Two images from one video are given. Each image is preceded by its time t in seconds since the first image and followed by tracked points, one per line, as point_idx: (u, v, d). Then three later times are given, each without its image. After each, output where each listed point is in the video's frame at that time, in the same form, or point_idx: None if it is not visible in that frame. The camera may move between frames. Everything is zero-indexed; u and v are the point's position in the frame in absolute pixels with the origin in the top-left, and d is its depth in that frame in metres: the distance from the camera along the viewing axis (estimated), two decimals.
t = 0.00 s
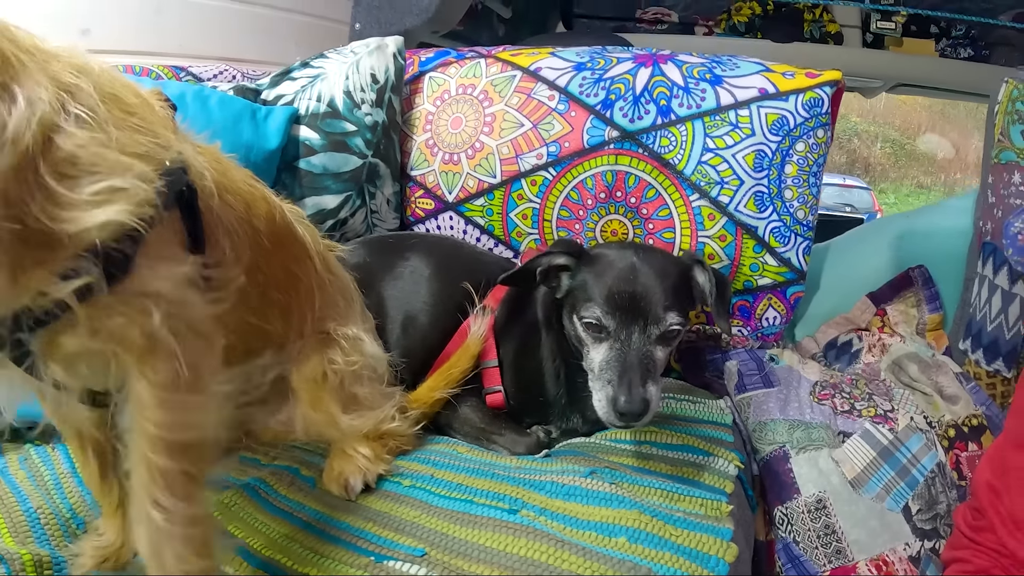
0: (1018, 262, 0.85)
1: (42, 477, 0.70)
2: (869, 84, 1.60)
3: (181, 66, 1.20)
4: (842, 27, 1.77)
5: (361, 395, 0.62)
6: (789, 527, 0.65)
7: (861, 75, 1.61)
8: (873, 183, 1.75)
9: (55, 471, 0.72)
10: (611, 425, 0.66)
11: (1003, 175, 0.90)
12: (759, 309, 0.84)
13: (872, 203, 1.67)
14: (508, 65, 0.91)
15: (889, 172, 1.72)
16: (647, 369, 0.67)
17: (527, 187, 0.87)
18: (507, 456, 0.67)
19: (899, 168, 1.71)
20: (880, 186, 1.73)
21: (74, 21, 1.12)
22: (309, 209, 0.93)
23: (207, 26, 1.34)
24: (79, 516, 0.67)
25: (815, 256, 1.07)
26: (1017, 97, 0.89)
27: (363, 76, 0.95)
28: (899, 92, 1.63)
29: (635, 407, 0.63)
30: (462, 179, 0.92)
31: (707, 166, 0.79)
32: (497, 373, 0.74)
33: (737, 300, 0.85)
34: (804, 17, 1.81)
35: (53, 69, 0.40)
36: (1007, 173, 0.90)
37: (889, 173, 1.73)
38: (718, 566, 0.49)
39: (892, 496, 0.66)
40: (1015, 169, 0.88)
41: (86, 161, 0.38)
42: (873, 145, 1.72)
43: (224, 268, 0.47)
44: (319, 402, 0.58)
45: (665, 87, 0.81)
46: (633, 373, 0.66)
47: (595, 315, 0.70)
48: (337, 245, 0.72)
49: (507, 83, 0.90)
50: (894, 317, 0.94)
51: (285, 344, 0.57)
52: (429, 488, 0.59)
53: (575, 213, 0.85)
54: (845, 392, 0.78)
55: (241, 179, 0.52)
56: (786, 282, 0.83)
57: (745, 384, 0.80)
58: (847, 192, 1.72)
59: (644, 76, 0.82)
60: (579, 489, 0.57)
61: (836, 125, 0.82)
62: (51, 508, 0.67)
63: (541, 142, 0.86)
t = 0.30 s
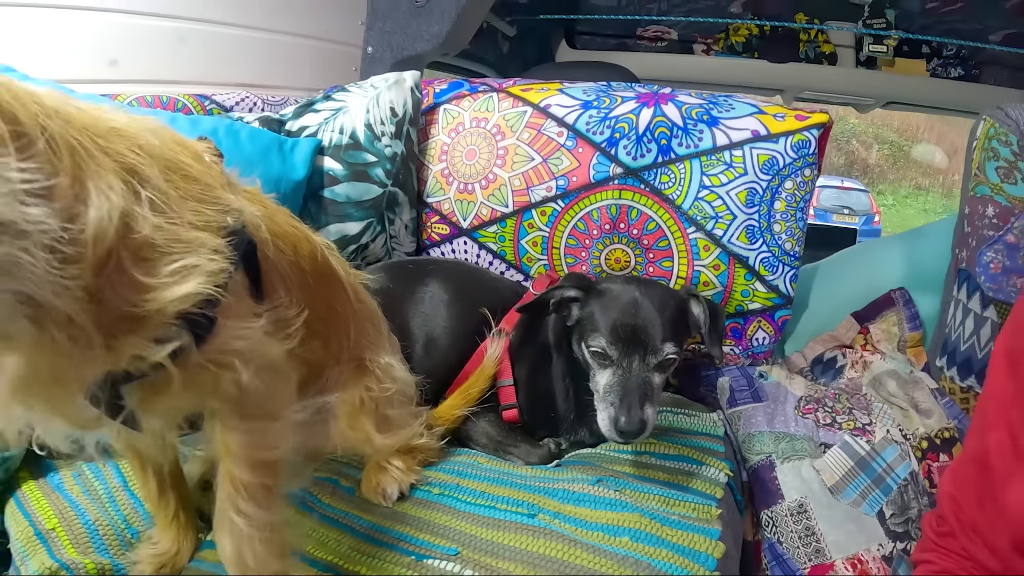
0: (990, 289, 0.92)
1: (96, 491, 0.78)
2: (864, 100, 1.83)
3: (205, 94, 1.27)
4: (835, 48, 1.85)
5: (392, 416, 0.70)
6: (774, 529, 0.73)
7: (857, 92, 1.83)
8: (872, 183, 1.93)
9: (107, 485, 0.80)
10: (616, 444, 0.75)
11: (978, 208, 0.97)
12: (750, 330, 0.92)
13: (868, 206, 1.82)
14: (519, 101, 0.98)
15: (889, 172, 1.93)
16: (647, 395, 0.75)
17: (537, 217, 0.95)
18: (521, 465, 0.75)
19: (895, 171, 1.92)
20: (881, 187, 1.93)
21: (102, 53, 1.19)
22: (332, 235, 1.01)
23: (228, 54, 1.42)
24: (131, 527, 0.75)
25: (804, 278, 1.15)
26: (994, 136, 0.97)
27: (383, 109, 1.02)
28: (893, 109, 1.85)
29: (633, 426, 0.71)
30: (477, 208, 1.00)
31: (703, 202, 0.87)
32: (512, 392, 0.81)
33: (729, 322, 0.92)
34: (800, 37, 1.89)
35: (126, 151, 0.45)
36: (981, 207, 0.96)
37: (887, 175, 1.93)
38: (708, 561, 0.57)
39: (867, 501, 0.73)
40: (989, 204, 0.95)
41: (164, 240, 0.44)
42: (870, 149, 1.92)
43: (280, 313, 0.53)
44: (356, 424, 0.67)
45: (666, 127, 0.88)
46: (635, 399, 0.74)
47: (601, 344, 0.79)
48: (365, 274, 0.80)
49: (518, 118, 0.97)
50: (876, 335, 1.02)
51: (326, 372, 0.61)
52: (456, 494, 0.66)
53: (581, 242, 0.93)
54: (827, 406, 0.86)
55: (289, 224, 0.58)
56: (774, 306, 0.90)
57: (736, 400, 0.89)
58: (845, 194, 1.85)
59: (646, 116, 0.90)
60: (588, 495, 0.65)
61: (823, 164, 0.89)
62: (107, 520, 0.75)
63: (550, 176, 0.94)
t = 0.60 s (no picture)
0: (961, 303, 1.00)
1: (147, 492, 0.85)
2: (856, 115, 1.92)
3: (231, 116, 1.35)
4: (828, 66, 1.93)
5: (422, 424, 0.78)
6: (761, 519, 0.81)
7: (849, 108, 1.92)
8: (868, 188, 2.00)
9: (155, 486, 0.87)
10: (617, 445, 0.84)
11: (952, 229, 1.05)
12: (741, 340, 1.01)
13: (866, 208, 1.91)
14: (530, 129, 1.08)
15: (886, 175, 1.99)
16: (647, 403, 0.85)
17: (547, 236, 1.04)
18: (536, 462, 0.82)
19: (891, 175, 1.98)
20: (876, 191, 1.99)
21: (137, 79, 1.23)
22: (357, 251, 1.08)
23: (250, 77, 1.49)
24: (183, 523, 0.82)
25: (794, 290, 1.25)
26: (966, 163, 1.02)
27: (403, 134, 1.10)
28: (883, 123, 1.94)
29: (636, 429, 0.81)
30: (491, 227, 1.08)
31: (698, 225, 0.96)
32: (527, 396, 0.89)
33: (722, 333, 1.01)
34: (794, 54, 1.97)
35: (202, 202, 0.49)
36: (955, 228, 1.05)
37: (884, 180, 1.99)
38: (700, 545, 0.65)
39: (846, 495, 0.82)
40: (960, 226, 1.03)
41: (241, 291, 0.49)
42: (865, 153, 1.98)
43: (334, 346, 0.62)
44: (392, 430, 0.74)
45: (665, 156, 0.98)
46: (637, 408, 0.84)
47: (607, 359, 0.90)
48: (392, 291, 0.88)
49: (529, 144, 1.07)
50: (858, 344, 1.11)
51: (367, 387, 0.70)
52: (480, 489, 0.75)
53: (588, 259, 1.02)
54: (811, 409, 0.94)
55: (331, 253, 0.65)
56: (763, 319, 0.99)
57: (728, 403, 0.97)
58: (843, 197, 1.94)
59: (647, 146, 0.99)
60: (596, 489, 0.73)
61: (808, 191, 0.99)
62: (159, 518, 0.82)
63: (559, 199, 1.02)
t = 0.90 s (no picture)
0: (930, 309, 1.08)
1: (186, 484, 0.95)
2: (843, 126, 1.99)
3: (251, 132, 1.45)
4: (816, 79, 2.01)
5: (439, 420, 0.87)
6: (743, 505, 0.89)
7: (837, 118, 1.98)
8: (866, 188, 2.10)
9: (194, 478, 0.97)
10: (614, 439, 0.92)
11: (923, 241, 1.14)
12: (727, 342, 1.10)
13: (861, 211, 2.02)
14: (532, 147, 1.17)
15: (881, 177, 2.07)
16: (644, 403, 0.93)
17: (548, 247, 1.12)
18: (539, 454, 0.91)
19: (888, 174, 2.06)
20: (874, 192, 2.07)
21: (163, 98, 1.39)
22: (372, 260, 1.17)
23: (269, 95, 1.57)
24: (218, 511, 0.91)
25: (778, 296, 1.35)
26: (936, 179, 1.12)
27: (415, 152, 1.19)
28: (869, 134, 2.02)
29: (633, 427, 0.89)
30: (496, 238, 1.17)
31: (687, 238, 1.05)
32: (530, 394, 0.97)
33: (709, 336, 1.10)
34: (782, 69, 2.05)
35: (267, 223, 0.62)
36: (925, 239, 1.13)
37: (879, 180, 2.07)
38: (686, 523, 0.74)
39: (822, 483, 0.90)
40: (930, 237, 1.12)
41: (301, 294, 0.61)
42: (863, 152, 2.08)
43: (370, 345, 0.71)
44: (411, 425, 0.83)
45: (657, 174, 1.07)
46: (634, 410, 0.92)
47: (608, 363, 0.97)
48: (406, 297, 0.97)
49: (532, 162, 1.16)
50: (838, 345, 1.19)
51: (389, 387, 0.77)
52: (490, 476, 0.83)
53: (585, 268, 1.10)
54: (791, 405, 1.03)
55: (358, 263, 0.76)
56: (746, 323, 1.08)
57: (714, 400, 1.06)
58: (839, 200, 2.05)
59: (641, 164, 1.08)
60: (594, 475, 0.82)
61: (788, 206, 1.08)
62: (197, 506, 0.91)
63: (559, 213, 1.11)
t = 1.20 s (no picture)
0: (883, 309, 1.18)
1: (215, 469, 1.08)
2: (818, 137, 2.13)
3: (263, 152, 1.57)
4: (791, 93, 2.14)
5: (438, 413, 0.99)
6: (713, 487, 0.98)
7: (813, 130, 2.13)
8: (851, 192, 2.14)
9: (221, 463, 1.10)
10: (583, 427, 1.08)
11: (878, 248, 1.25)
12: (699, 343, 1.23)
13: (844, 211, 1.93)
14: (524, 167, 1.30)
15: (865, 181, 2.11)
16: (614, 401, 1.08)
17: (538, 257, 1.24)
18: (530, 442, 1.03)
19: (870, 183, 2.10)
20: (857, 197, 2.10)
21: (183, 121, 1.49)
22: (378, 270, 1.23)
23: (274, 112, 1.73)
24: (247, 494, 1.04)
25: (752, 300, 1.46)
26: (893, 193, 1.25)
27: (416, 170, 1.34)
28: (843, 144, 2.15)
29: (600, 421, 1.04)
30: (490, 249, 1.27)
31: (661, 250, 1.19)
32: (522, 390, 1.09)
33: (683, 338, 1.24)
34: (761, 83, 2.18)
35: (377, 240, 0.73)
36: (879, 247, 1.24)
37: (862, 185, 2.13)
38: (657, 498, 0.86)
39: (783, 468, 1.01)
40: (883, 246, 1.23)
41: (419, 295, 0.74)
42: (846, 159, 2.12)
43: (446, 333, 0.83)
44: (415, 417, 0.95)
45: (635, 193, 1.22)
46: (607, 407, 1.07)
47: (585, 364, 1.10)
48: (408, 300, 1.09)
49: (523, 180, 1.29)
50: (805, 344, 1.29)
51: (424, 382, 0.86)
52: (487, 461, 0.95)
53: (572, 277, 1.23)
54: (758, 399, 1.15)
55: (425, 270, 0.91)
56: (716, 325, 1.22)
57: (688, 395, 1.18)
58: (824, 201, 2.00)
59: (621, 183, 1.24)
60: (578, 459, 0.95)
61: (751, 221, 1.24)
62: (226, 490, 1.04)
63: (548, 227, 1.24)
